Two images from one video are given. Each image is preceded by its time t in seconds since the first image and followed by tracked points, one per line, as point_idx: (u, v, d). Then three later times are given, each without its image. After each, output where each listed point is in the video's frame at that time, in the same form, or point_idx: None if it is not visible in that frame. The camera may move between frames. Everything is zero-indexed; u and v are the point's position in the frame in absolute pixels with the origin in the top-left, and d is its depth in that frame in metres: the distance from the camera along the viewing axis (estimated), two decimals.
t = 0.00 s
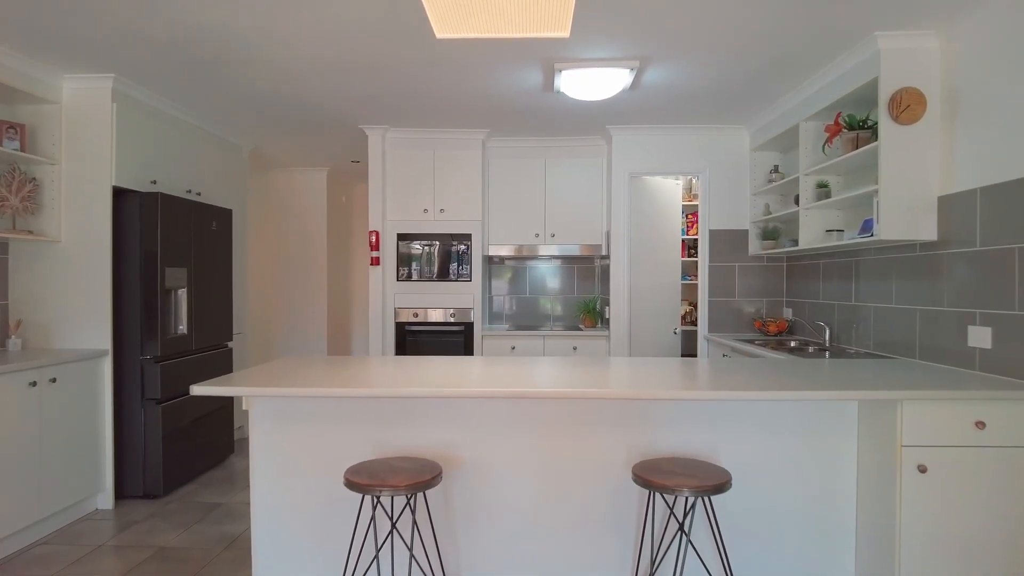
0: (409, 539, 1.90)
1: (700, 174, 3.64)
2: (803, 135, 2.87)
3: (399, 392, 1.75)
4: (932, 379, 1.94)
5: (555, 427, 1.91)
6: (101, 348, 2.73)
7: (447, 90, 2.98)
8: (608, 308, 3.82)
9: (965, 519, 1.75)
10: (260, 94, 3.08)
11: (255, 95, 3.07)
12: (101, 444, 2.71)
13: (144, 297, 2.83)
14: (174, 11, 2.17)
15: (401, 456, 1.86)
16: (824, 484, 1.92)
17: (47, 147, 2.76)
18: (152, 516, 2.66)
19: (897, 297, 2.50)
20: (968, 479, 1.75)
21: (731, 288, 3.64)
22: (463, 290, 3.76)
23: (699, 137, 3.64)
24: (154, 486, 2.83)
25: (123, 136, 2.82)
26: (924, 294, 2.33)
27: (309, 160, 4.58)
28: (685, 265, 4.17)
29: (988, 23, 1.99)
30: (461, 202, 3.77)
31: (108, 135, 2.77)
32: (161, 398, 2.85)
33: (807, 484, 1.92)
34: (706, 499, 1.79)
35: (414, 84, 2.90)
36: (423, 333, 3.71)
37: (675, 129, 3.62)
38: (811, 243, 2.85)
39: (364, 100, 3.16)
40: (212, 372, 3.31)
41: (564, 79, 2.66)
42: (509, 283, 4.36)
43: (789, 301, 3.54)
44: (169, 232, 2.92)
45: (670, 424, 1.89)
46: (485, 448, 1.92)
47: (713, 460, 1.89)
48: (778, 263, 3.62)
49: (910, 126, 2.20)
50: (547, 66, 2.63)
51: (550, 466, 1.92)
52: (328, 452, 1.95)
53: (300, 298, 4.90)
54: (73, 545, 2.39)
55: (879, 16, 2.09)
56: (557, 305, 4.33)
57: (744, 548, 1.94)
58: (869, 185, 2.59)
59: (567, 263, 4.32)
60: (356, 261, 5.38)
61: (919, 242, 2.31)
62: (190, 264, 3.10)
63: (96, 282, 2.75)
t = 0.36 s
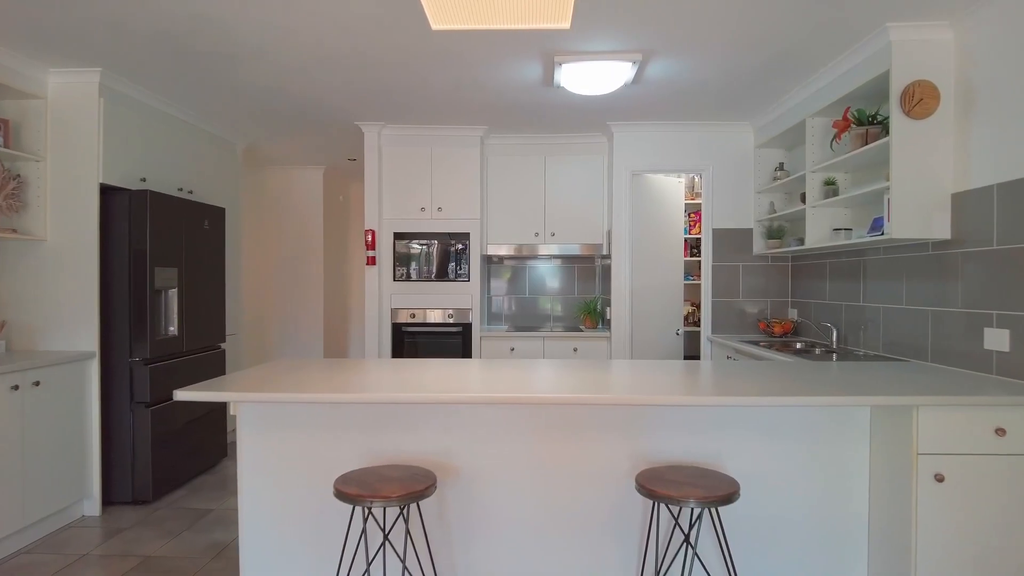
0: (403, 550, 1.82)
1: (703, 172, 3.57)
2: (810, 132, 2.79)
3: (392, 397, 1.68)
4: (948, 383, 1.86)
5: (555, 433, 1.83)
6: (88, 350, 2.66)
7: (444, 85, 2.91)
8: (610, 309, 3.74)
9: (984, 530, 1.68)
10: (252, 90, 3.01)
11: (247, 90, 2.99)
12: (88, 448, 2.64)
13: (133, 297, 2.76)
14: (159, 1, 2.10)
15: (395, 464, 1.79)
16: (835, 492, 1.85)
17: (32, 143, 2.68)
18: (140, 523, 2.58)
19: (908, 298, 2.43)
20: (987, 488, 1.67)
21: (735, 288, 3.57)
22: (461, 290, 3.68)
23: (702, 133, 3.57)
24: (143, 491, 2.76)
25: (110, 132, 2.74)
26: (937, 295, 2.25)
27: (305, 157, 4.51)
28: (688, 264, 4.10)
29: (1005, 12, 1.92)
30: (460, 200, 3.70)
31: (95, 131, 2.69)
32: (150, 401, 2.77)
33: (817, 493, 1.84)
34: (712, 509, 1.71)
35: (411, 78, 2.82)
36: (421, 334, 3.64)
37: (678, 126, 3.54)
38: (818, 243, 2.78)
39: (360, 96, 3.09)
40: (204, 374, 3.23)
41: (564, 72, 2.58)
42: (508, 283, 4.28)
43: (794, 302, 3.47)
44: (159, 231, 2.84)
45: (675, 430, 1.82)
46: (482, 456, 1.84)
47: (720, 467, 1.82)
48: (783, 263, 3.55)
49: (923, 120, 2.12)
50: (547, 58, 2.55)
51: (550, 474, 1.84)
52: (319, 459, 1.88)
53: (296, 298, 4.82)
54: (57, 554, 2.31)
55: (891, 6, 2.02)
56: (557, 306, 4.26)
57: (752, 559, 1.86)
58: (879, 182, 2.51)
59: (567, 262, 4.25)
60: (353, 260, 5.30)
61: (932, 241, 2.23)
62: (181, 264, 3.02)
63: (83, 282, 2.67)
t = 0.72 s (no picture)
0: (395, 563, 1.74)
1: (707, 169, 3.49)
2: (817, 127, 2.72)
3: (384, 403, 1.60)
4: (965, 388, 1.78)
5: (554, 440, 1.76)
6: (73, 353, 2.58)
7: (441, 80, 2.83)
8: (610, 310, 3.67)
9: (1003, 542, 1.60)
10: (244, 85, 2.93)
11: (238, 85, 2.92)
12: (74, 454, 2.56)
13: (121, 297, 2.68)
14: None
15: (387, 473, 1.71)
16: (846, 502, 1.77)
17: (15, 139, 2.61)
18: (127, 531, 2.51)
19: (919, 299, 2.35)
20: (1007, 498, 1.60)
21: (739, 288, 3.49)
22: (459, 291, 3.61)
23: (705, 130, 3.49)
24: (130, 498, 2.68)
25: (96, 129, 2.67)
26: (950, 296, 2.18)
27: (301, 155, 4.43)
28: (690, 264, 4.02)
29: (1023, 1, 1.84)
30: (457, 198, 3.62)
31: (80, 127, 2.62)
32: (138, 405, 2.69)
33: (827, 502, 1.77)
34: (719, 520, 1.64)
35: (407, 73, 2.75)
36: (418, 335, 3.57)
37: (680, 123, 3.47)
38: (825, 242, 2.71)
39: (354, 91, 3.01)
40: (195, 377, 3.16)
41: (564, 66, 2.51)
42: (507, 283, 4.20)
43: (799, 303, 3.39)
44: (148, 230, 2.77)
45: (679, 437, 1.74)
46: (479, 463, 1.77)
47: (727, 476, 1.74)
48: (788, 262, 3.47)
49: (936, 114, 2.05)
50: (546, 51, 2.48)
51: (549, 482, 1.76)
52: (308, 467, 1.80)
53: (292, 299, 4.75)
54: (39, 564, 2.24)
55: None
56: (557, 306, 4.18)
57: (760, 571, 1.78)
58: (888, 179, 2.44)
59: (567, 262, 4.18)
60: (350, 261, 5.23)
61: (945, 240, 2.15)
62: (171, 264, 2.94)
63: (68, 283, 2.60)
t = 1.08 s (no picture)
0: None
1: (710, 167, 3.41)
2: (824, 123, 2.64)
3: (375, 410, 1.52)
4: (984, 394, 1.70)
5: (553, 449, 1.68)
6: (58, 356, 2.50)
7: (437, 74, 2.75)
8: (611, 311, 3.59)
9: None
10: (235, 80, 2.85)
11: (229, 80, 2.84)
12: (59, 460, 2.48)
13: (107, 299, 2.60)
14: None
15: (378, 483, 1.63)
16: (859, 513, 1.69)
17: None
18: (112, 540, 2.43)
19: (931, 300, 2.27)
20: None
21: (743, 289, 3.41)
22: (456, 292, 3.53)
23: (709, 127, 3.42)
24: (117, 506, 2.60)
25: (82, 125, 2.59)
26: (964, 297, 2.10)
27: (296, 154, 4.35)
28: (693, 264, 3.95)
29: None
30: (455, 197, 3.54)
31: (64, 123, 2.54)
32: (125, 409, 2.61)
33: (839, 513, 1.69)
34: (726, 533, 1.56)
35: (402, 67, 2.67)
36: (415, 337, 3.49)
37: (682, 119, 3.39)
38: (833, 241, 2.63)
39: (348, 86, 2.93)
40: (185, 380, 3.08)
41: (564, 59, 2.43)
42: (506, 284, 4.12)
43: (805, 303, 3.31)
44: (136, 229, 2.69)
45: (684, 445, 1.66)
46: (475, 473, 1.69)
47: (734, 486, 1.66)
48: (793, 262, 3.39)
49: (951, 108, 1.97)
50: (545, 44, 2.39)
51: (548, 493, 1.68)
52: (297, 477, 1.72)
53: (287, 300, 4.67)
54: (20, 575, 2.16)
55: None
56: (556, 307, 4.10)
57: None
58: (899, 177, 2.36)
59: (568, 262, 4.10)
60: (346, 260, 5.15)
61: (959, 239, 2.07)
62: (160, 264, 2.86)
63: (53, 283, 2.52)
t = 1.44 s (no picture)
0: None
1: (713, 166, 3.33)
2: (832, 120, 2.56)
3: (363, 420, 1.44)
4: (1005, 403, 1.62)
5: (551, 460, 1.59)
6: (39, 360, 2.42)
7: (433, 69, 2.67)
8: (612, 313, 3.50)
9: None
10: (225, 75, 2.77)
11: (218, 75, 2.76)
12: (40, 470, 2.39)
13: (91, 301, 2.52)
14: None
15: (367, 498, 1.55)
16: (874, 528, 1.61)
17: None
18: (95, 551, 2.35)
19: (945, 303, 2.19)
20: None
21: (747, 290, 3.33)
22: (453, 293, 3.44)
23: (712, 125, 3.33)
24: (101, 515, 2.52)
25: (64, 121, 2.51)
26: (981, 300, 2.01)
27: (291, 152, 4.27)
28: (695, 265, 3.86)
29: None
30: (452, 196, 3.46)
31: (46, 119, 2.46)
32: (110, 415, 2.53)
33: (853, 528, 1.60)
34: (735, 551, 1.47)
35: (396, 61, 2.59)
36: (412, 340, 3.41)
37: (685, 116, 3.31)
38: (842, 241, 2.54)
39: (341, 81, 2.85)
40: (174, 384, 2.99)
41: (563, 53, 2.34)
42: (505, 285, 4.04)
43: (811, 305, 3.23)
44: (121, 229, 2.60)
45: (690, 456, 1.58)
46: (469, 486, 1.60)
47: (742, 500, 1.58)
48: (798, 263, 3.31)
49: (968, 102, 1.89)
50: (544, 36, 2.31)
51: (546, 507, 1.60)
52: (282, 490, 1.64)
53: (282, 301, 4.59)
54: None
55: None
56: (556, 309, 4.02)
57: None
58: (911, 175, 2.28)
59: (568, 262, 4.01)
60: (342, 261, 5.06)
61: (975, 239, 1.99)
62: (147, 265, 2.78)
63: (34, 285, 2.43)
